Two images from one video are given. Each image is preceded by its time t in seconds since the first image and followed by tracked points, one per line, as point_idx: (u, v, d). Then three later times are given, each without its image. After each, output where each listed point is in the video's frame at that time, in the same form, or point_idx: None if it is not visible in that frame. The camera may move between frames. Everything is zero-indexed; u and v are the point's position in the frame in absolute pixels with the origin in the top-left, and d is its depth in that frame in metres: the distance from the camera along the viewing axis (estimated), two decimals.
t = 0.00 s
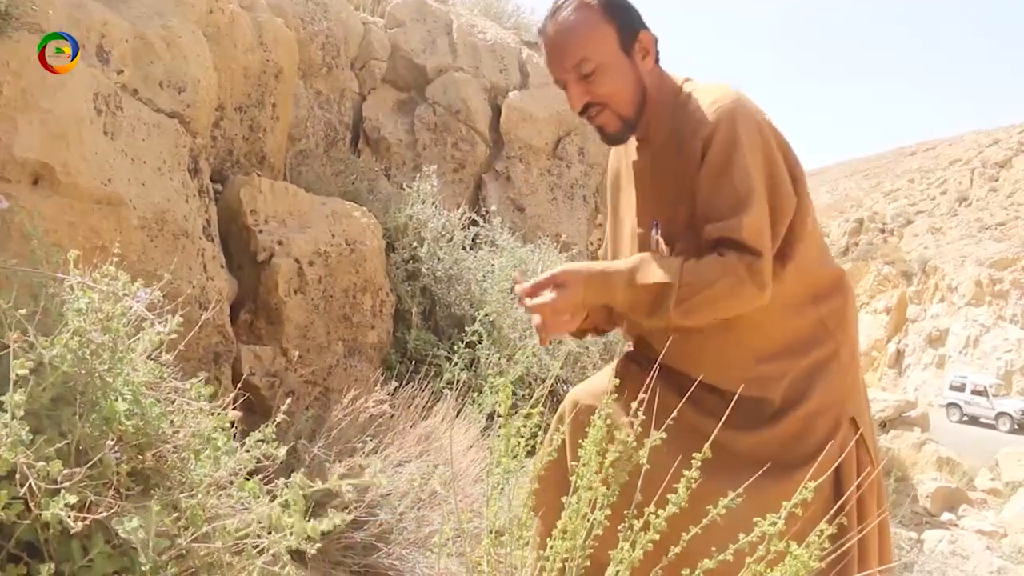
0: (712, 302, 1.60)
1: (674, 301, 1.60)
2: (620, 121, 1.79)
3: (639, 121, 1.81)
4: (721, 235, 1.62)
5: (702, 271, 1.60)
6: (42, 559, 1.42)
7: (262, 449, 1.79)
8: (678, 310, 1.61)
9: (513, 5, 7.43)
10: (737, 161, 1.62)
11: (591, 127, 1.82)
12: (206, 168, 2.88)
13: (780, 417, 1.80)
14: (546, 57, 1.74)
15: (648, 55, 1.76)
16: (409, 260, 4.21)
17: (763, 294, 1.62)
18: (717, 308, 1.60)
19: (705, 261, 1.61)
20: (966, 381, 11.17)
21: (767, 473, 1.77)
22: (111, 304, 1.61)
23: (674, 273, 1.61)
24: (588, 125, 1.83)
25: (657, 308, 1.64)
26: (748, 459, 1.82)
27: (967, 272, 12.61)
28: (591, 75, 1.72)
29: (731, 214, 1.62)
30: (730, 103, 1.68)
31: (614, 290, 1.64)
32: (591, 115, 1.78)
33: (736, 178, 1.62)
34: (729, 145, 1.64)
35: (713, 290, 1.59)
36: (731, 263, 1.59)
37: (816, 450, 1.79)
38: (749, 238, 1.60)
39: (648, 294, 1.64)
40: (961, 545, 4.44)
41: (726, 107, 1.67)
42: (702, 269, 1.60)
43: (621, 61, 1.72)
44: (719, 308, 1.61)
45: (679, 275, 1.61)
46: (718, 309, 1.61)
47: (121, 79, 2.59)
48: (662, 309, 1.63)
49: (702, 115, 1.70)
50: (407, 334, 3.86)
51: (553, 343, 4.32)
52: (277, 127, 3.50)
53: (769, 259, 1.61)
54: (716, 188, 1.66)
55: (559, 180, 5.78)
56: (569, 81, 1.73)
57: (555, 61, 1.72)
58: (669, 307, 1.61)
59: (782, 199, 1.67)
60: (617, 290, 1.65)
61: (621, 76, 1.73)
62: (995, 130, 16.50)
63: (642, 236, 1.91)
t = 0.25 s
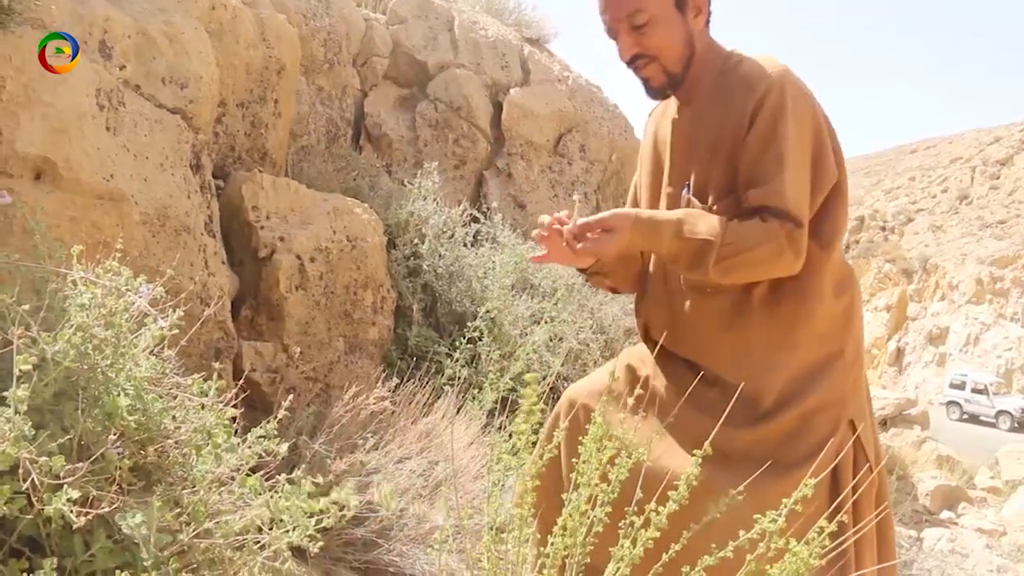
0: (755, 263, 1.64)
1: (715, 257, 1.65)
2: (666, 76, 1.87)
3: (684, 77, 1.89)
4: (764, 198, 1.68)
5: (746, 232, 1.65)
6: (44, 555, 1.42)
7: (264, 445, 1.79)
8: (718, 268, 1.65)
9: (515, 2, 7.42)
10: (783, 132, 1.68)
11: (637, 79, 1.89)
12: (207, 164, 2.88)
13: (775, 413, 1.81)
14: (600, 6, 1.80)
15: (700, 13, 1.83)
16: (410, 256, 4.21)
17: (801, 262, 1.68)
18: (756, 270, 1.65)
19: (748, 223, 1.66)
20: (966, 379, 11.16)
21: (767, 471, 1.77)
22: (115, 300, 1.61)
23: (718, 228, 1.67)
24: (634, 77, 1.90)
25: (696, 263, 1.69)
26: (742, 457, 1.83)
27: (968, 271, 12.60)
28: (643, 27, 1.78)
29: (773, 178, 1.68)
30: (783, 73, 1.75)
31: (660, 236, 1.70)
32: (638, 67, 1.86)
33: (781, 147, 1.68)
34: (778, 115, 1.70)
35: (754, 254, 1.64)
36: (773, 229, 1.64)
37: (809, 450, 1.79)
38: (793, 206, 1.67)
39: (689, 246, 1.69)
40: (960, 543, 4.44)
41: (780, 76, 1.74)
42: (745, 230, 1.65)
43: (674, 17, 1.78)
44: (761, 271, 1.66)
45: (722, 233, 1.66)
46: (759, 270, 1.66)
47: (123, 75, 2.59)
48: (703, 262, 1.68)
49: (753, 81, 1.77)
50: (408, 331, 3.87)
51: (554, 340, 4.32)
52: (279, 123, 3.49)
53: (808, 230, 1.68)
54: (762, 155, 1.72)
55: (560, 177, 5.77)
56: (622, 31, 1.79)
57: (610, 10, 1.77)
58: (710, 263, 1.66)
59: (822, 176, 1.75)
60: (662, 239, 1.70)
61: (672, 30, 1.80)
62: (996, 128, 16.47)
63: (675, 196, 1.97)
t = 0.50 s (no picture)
0: (793, 250, 1.73)
1: (753, 243, 1.72)
2: (703, 60, 1.95)
3: (721, 61, 1.97)
4: (803, 187, 1.76)
5: (786, 218, 1.73)
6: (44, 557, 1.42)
7: (263, 447, 1.79)
8: (755, 254, 1.73)
9: (513, 4, 7.44)
10: (823, 125, 1.77)
11: (675, 62, 1.97)
12: (207, 166, 2.88)
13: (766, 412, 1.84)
14: None
15: None
16: (409, 258, 4.21)
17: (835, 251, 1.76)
18: (791, 256, 1.73)
19: (785, 211, 1.74)
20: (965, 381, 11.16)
21: (765, 472, 1.80)
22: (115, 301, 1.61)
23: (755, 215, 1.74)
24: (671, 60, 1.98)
25: (734, 249, 1.76)
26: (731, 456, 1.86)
27: (966, 273, 12.61)
28: (683, 10, 1.86)
29: (812, 170, 1.76)
30: (821, 66, 1.85)
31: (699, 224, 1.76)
32: (677, 50, 1.93)
33: (821, 140, 1.77)
34: (818, 108, 1.79)
35: (790, 240, 1.71)
36: (811, 216, 1.73)
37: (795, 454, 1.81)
38: (832, 197, 1.75)
39: (727, 232, 1.76)
40: (959, 546, 4.45)
41: (818, 70, 1.83)
42: (783, 218, 1.73)
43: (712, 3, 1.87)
44: (799, 258, 1.75)
45: (760, 220, 1.73)
46: (797, 257, 1.74)
47: (123, 77, 2.60)
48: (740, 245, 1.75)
49: (793, 71, 1.86)
50: (406, 333, 3.86)
51: (552, 342, 4.32)
52: (278, 124, 3.50)
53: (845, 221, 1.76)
54: (801, 146, 1.80)
55: (558, 179, 5.78)
56: (662, 13, 1.87)
57: None
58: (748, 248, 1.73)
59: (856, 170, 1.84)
60: (704, 221, 1.77)
61: (711, 14, 1.88)
62: (994, 131, 16.48)
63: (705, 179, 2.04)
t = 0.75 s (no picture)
0: (829, 247, 1.75)
1: (791, 241, 1.75)
2: (715, 70, 1.97)
3: (733, 69, 1.99)
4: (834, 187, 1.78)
5: (822, 217, 1.75)
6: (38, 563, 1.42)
7: (258, 452, 1.79)
8: (792, 251, 1.76)
9: (508, 9, 7.46)
10: (847, 126, 1.79)
11: (686, 74, 2.00)
12: (201, 172, 2.89)
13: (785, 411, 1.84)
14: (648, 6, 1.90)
15: (744, 6, 1.92)
16: (404, 263, 4.22)
17: (868, 247, 1.79)
18: (827, 253, 1.76)
19: (819, 210, 1.76)
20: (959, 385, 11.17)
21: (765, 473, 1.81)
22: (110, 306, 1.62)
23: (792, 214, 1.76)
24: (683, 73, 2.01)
25: (771, 247, 1.78)
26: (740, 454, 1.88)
27: (960, 277, 12.64)
28: (690, 24, 1.88)
29: (841, 170, 1.79)
30: (834, 70, 1.86)
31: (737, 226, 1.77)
32: (687, 63, 1.96)
33: (846, 140, 1.79)
34: (839, 111, 1.81)
35: (826, 237, 1.74)
36: (845, 214, 1.75)
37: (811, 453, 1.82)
38: (862, 195, 1.78)
39: (765, 232, 1.78)
40: (954, 550, 4.45)
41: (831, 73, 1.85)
42: (819, 216, 1.75)
43: (720, 14, 1.89)
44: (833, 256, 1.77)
45: (796, 219, 1.75)
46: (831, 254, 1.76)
47: (118, 82, 2.60)
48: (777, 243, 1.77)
49: (807, 75, 1.87)
50: (401, 338, 3.86)
51: (547, 347, 4.32)
52: (273, 130, 3.51)
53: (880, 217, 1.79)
54: (824, 147, 1.82)
55: (553, 184, 5.80)
56: (670, 29, 1.90)
57: (658, 10, 1.88)
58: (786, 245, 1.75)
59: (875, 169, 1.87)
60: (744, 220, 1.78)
61: (718, 26, 1.90)
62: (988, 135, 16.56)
63: (716, 181, 2.05)
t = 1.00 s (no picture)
0: (832, 254, 1.76)
1: (796, 250, 1.76)
2: (712, 79, 1.98)
3: (730, 79, 2.00)
4: (834, 195, 1.79)
5: (826, 225, 1.76)
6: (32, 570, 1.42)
7: (253, 459, 1.79)
8: (797, 259, 1.77)
9: (502, 16, 7.49)
10: (846, 135, 1.80)
11: (685, 84, 2.01)
12: (196, 179, 2.91)
13: (787, 418, 1.85)
14: (647, 15, 1.91)
15: (740, 17, 1.94)
16: (398, 271, 4.23)
17: (873, 254, 1.81)
18: (831, 261, 1.78)
19: (823, 218, 1.77)
20: (953, 390, 11.16)
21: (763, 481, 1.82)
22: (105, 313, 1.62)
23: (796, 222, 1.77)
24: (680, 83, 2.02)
25: (777, 256, 1.80)
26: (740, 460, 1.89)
27: (954, 284, 12.68)
28: (688, 35, 1.89)
29: (840, 176, 1.80)
30: (831, 80, 1.88)
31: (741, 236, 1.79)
32: (685, 73, 1.97)
33: (847, 148, 1.80)
34: (838, 119, 1.82)
35: (831, 245, 1.75)
36: (849, 221, 1.77)
37: (812, 459, 1.82)
38: (865, 203, 1.80)
39: (771, 241, 1.80)
40: (948, 557, 4.45)
41: (827, 82, 1.87)
42: (824, 224, 1.76)
43: (716, 24, 1.90)
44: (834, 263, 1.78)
45: (800, 227, 1.76)
46: (833, 261, 1.77)
47: (113, 90, 2.61)
48: (782, 253, 1.79)
49: (805, 85, 1.89)
50: (395, 346, 3.87)
51: (542, 354, 4.33)
52: (267, 137, 3.53)
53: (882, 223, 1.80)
54: (824, 155, 1.83)
55: (547, 191, 5.82)
56: (668, 39, 1.91)
57: (655, 20, 1.89)
58: (791, 254, 1.77)
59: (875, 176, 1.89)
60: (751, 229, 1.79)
61: (716, 36, 1.91)
62: (980, 142, 16.65)
63: (713, 188, 2.06)
